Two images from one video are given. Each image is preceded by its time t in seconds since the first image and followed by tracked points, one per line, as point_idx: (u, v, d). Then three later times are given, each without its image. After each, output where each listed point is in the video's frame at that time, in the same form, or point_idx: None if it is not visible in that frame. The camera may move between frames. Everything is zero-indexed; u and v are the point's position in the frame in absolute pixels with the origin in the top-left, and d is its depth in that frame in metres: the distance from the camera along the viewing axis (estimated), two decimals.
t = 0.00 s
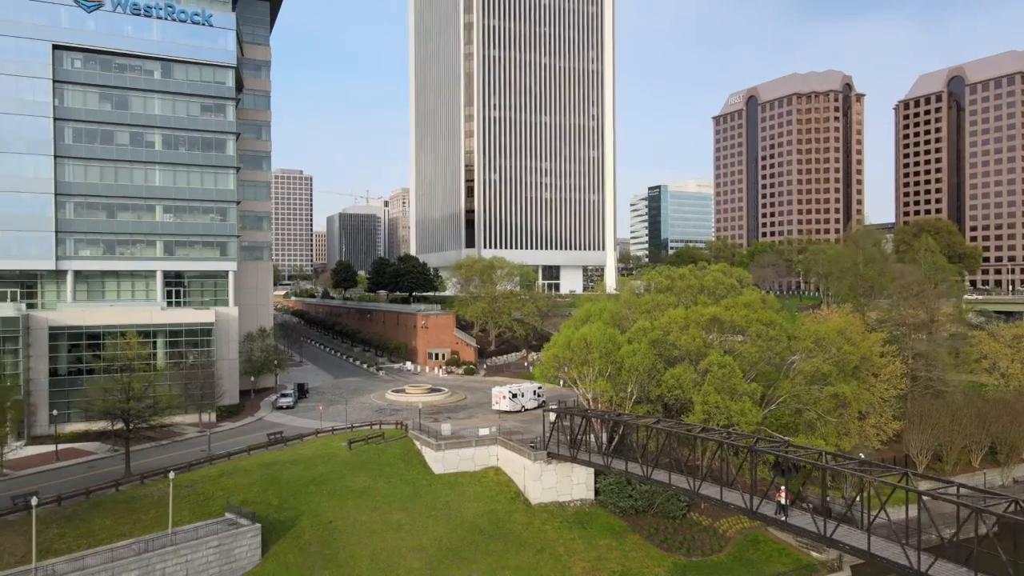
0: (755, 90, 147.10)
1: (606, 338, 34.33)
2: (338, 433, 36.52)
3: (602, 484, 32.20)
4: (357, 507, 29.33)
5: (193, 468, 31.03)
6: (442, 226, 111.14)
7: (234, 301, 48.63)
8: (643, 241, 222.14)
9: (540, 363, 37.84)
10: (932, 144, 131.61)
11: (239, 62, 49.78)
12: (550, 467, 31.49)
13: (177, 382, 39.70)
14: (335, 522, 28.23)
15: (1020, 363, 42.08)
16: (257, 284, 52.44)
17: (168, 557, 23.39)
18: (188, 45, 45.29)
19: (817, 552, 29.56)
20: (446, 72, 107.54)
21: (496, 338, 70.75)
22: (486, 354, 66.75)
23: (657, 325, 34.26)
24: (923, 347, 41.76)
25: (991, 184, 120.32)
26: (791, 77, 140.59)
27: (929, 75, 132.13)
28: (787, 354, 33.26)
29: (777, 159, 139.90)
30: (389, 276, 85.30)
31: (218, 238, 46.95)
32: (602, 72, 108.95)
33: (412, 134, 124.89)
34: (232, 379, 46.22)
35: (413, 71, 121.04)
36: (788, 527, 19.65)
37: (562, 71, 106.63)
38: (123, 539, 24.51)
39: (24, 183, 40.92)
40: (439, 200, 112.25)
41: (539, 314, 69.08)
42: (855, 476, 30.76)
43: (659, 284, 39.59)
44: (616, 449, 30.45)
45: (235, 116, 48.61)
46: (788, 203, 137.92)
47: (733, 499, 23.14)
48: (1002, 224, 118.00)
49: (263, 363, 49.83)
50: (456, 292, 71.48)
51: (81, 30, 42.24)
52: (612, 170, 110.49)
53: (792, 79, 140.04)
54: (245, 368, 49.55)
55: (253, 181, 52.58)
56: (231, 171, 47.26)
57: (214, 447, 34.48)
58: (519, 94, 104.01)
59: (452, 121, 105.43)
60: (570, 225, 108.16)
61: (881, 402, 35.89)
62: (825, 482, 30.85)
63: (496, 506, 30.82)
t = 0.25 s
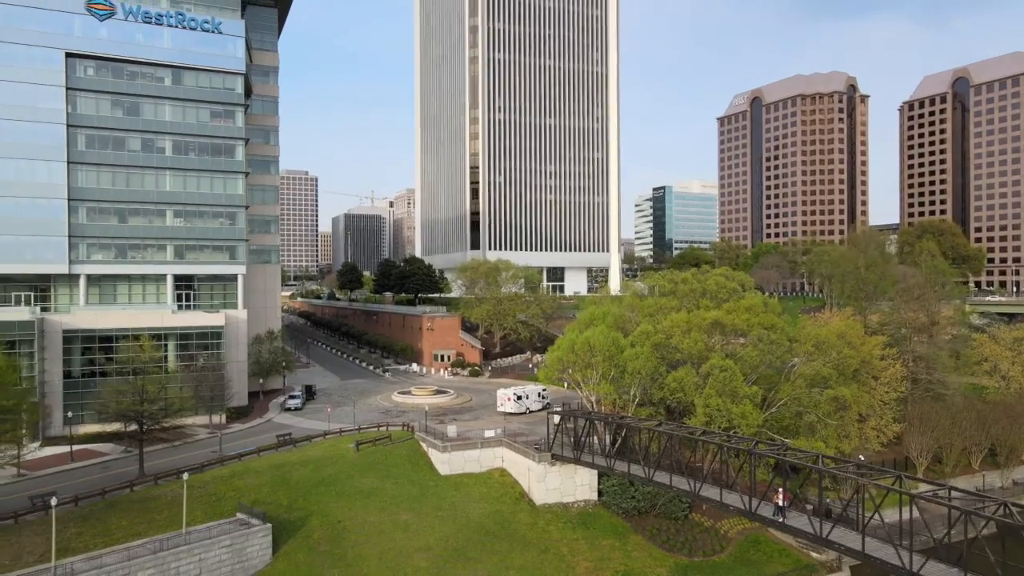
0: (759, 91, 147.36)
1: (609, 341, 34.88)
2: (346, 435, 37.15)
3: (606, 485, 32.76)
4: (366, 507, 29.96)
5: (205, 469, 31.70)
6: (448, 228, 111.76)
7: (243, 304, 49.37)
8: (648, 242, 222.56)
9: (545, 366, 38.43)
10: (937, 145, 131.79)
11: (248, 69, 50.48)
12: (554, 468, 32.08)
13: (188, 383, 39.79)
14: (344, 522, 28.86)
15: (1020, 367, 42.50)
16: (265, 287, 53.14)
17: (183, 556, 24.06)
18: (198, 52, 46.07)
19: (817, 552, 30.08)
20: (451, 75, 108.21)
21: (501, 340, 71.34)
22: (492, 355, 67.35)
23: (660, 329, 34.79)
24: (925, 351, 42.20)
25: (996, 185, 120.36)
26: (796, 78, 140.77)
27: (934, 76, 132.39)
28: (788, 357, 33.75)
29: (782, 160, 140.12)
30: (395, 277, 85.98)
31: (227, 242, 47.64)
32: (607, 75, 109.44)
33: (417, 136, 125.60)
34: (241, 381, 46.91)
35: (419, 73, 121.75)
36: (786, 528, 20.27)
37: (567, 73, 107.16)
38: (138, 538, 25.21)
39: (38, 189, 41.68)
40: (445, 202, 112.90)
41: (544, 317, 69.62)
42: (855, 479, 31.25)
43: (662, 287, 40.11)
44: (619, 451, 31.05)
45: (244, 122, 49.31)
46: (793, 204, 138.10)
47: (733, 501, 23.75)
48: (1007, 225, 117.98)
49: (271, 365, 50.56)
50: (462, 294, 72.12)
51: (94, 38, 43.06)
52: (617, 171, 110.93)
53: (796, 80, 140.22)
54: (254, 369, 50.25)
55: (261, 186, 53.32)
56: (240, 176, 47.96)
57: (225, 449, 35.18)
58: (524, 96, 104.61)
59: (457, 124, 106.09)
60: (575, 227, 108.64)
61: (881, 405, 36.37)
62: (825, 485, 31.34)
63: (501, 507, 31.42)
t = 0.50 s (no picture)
0: (763, 93, 147.71)
1: (611, 345, 35.51)
2: (354, 437, 37.87)
3: (608, 486, 33.44)
4: (374, 507, 30.67)
5: (217, 470, 32.47)
6: (453, 230, 112.56)
7: (252, 307, 50.23)
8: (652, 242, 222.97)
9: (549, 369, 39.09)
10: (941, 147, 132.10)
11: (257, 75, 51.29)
12: (558, 469, 32.73)
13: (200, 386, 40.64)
14: (353, 522, 29.56)
15: (1019, 370, 43.06)
16: (273, 290, 53.90)
17: (197, 554, 24.82)
18: (208, 60, 46.89)
19: (816, 553, 30.68)
20: (456, 78, 108.91)
21: (505, 342, 72.02)
22: (496, 357, 68.01)
23: (662, 333, 35.37)
24: (923, 355, 42.77)
25: (1000, 187, 120.54)
26: (800, 80, 141.07)
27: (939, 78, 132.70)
28: (788, 360, 34.40)
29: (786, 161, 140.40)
30: (401, 279, 86.74)
31: (236, 246, 48.45)
32: (611, 78, 109.96)
33: (423, 138, 126.38)
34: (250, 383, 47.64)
35: (424, 76, 122.54)
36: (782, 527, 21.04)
37: (572, 76, 107.78)
38: (154, 537, 26.01)
39: (51, 195, 42.53)
40: (450, 204, 113.63)
41: (548, 319, 70.27)
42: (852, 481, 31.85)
43: (665, 291, 40.69)
44: (621, 453, 31.70)
45: (253, 128, 50.12)
46: (797, 205, 138.38)
47: (732, 503, 24.46)
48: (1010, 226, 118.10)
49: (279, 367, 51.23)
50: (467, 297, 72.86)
51: (107, 47, 43.90)
52: (621, 174, 111.49)
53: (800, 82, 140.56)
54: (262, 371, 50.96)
55: (270, 190, 54.17)
56: (249, 181, 48.76)
57: (236, 450, 35.98)
58: (528, 99, 105.33)
59: (461, 126, 106.79)
60: (579, 229, 109.21)
61: (880, 407, 36.96)
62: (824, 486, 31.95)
63: (506, 508, 32.11)
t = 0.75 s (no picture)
0: (767, 94, 148.08)
1: (613, 349, 36.09)
2: (360, 438, 38.56)
3: (610, 488, 34.01)
4: (381, 508, 31.32)
5: (227, 471, 33.19)
6: (457, 232, 113.27)
7: (259, 310, 50.98)
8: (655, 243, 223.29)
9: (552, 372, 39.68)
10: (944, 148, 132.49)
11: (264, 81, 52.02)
12: (561, 471, 33.34)
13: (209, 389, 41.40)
14: (360, 522, 30.20)
15: (1018, 373, 43.59)
16: (279, 293, 54.63)
17: (210, 554, 25.49)
18: (217, 67, 47.62)
19: (814, 553, 31.24)
20: (461, 80, 109.53)
21: (509, 344, 72.68)
22: (500, 359, 68.68)
23: (663, 337, 35.93)
24: (922, 358, 43.28)
25: (1003, 188, 120.83)
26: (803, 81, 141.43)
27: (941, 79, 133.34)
28: (788, 363, 34.96)
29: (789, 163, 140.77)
30: (405, 281, 87.45)
31: (244, 250, 49.17)
32: (614, 80, 110.61)
33: (427, 140, 127.10)
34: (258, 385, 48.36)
35: (428, 78, 123.20)
36: (778, 529, 21.71)
37: (575, 79, 108.40)
38: (167, 536, 26.71)
39: (63, 200, 43.32)
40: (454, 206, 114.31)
41: (552, 321, 70.90)
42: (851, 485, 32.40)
43: (666, 295, 41.28)
44: (622, 454, 32.30)
45: (261, 133, 50.82)
46: (800, 206, 138.73)
47: (730, 505, 25.09)
48: (1013, 227, 118.35)
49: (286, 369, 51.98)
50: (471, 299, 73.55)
51: (118, 55, 44.71)
52: (624, 176, 112.08)
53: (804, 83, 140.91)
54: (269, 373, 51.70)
55: (276, 195, 54.92)
56: (257, 186, 49.45)
57: (245, 451, 36.70)
58: (532, 102, 106.00)
59: (465, 129, 107.44)
60: (582, 231, 109.80)
61: (879, 410, 37.51)
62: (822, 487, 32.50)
63: (509, 508, 32.74)
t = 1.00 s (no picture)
0: (769, 96, 148.55)
1: (615, 353, 36.76)
2: (367, 440, 39.32)
3: (612, 489, 34.69)
4: (387, 508, 32.05)
5: (237, 472, 33.99)
6: (461, 234, 113.99)
7: (267, 313, 51.78)
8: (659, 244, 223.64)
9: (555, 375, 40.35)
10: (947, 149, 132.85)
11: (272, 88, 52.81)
12: (563, 473, 34.03)
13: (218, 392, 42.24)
14: (367, 522, 30.94)
15: (1015, 376, 44.16)
16: (286, 296, 55.40)
17: (222, 552, 26.24)
18: (225, 74, 48.43)
19: (812, 553, 31.90)
20: (464, 83, 110.22)
21: (513, 346, 73.38)
22: (504, 361, 69.37)
23: (663, 341, 36.57)
24: (920, 361, 43.85)
25: (1005, 189, 121.15)
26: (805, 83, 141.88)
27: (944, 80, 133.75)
28: (786, 367, 35.60)
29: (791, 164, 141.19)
30: (410, 283, 88.16)
31: (252, 255, 49.95)
32: (617, 83, 111.30)
33: (431, 143, 127.87)
34: (266, 387, 49.12)
35: (432, 81, 123.93)
36: (774, 530, 22.45)
37: (578, 82, 109.08)
38: (181, 536, 27.47)
39: (76, 206, 44.19)
40: (458, 208, 115.03)
41: (555, 323, 71.56)
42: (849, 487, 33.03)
43: (667, 300, 41.94)
44: (624, 456, 33.00)
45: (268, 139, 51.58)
46: (803, 208, 139.15)
47: (728, 507, 25.85)
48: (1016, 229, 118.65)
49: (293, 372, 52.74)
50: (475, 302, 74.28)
51: (129, 63, 45.54)
52: (627, 178, 112.70)
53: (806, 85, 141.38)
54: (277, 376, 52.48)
55: (283, 200, 55.73)
56: (264, 191, 50.22)
57: (254, 452, 37.49)
58: (536, 104, 106.69)
59: (469, 132, 108.14)
60: (585, 233, 110.46)
61: (877, 413, 38.12)
62: (820, 490, 33.11)
63: (513, 509, 33.47)
